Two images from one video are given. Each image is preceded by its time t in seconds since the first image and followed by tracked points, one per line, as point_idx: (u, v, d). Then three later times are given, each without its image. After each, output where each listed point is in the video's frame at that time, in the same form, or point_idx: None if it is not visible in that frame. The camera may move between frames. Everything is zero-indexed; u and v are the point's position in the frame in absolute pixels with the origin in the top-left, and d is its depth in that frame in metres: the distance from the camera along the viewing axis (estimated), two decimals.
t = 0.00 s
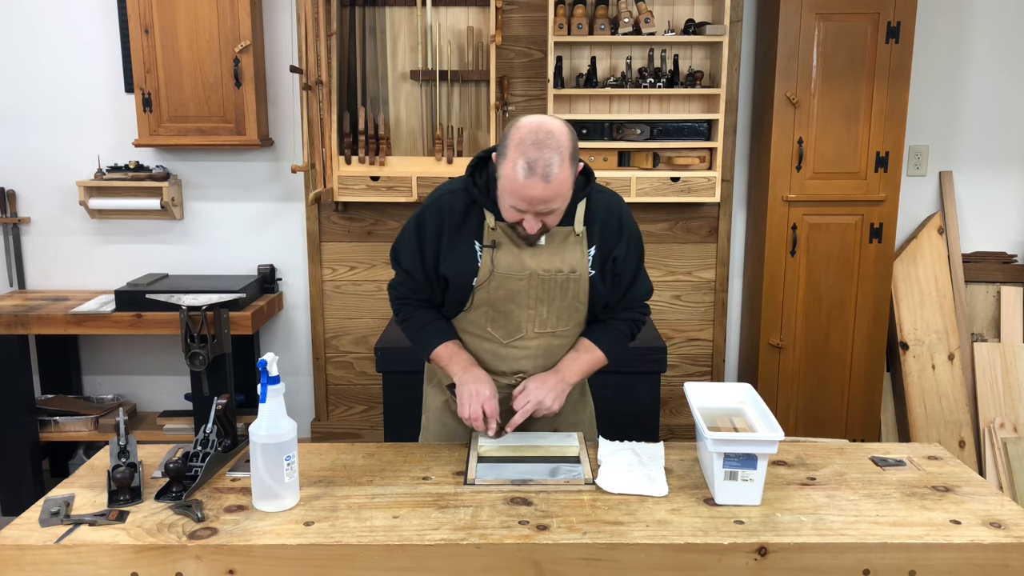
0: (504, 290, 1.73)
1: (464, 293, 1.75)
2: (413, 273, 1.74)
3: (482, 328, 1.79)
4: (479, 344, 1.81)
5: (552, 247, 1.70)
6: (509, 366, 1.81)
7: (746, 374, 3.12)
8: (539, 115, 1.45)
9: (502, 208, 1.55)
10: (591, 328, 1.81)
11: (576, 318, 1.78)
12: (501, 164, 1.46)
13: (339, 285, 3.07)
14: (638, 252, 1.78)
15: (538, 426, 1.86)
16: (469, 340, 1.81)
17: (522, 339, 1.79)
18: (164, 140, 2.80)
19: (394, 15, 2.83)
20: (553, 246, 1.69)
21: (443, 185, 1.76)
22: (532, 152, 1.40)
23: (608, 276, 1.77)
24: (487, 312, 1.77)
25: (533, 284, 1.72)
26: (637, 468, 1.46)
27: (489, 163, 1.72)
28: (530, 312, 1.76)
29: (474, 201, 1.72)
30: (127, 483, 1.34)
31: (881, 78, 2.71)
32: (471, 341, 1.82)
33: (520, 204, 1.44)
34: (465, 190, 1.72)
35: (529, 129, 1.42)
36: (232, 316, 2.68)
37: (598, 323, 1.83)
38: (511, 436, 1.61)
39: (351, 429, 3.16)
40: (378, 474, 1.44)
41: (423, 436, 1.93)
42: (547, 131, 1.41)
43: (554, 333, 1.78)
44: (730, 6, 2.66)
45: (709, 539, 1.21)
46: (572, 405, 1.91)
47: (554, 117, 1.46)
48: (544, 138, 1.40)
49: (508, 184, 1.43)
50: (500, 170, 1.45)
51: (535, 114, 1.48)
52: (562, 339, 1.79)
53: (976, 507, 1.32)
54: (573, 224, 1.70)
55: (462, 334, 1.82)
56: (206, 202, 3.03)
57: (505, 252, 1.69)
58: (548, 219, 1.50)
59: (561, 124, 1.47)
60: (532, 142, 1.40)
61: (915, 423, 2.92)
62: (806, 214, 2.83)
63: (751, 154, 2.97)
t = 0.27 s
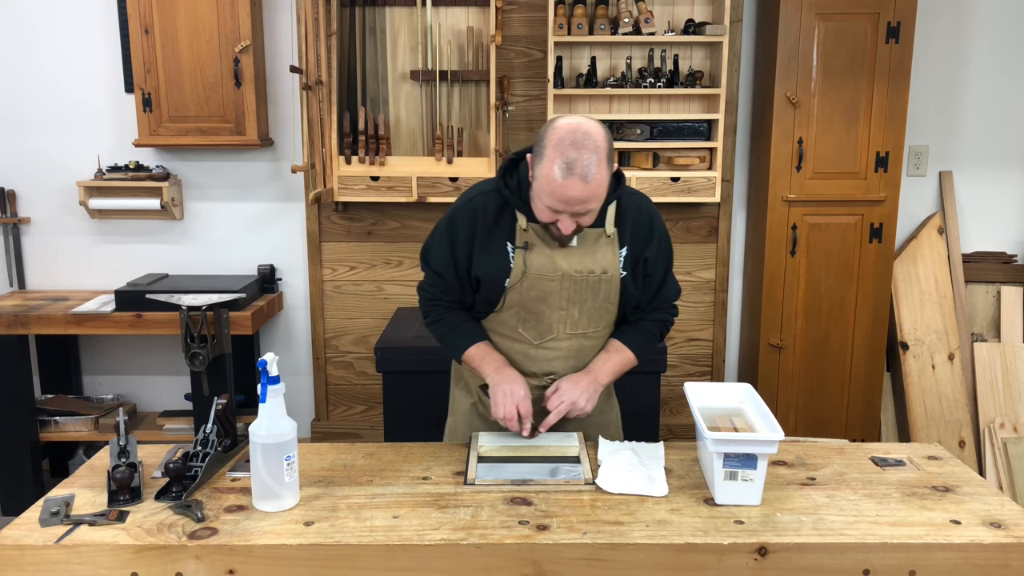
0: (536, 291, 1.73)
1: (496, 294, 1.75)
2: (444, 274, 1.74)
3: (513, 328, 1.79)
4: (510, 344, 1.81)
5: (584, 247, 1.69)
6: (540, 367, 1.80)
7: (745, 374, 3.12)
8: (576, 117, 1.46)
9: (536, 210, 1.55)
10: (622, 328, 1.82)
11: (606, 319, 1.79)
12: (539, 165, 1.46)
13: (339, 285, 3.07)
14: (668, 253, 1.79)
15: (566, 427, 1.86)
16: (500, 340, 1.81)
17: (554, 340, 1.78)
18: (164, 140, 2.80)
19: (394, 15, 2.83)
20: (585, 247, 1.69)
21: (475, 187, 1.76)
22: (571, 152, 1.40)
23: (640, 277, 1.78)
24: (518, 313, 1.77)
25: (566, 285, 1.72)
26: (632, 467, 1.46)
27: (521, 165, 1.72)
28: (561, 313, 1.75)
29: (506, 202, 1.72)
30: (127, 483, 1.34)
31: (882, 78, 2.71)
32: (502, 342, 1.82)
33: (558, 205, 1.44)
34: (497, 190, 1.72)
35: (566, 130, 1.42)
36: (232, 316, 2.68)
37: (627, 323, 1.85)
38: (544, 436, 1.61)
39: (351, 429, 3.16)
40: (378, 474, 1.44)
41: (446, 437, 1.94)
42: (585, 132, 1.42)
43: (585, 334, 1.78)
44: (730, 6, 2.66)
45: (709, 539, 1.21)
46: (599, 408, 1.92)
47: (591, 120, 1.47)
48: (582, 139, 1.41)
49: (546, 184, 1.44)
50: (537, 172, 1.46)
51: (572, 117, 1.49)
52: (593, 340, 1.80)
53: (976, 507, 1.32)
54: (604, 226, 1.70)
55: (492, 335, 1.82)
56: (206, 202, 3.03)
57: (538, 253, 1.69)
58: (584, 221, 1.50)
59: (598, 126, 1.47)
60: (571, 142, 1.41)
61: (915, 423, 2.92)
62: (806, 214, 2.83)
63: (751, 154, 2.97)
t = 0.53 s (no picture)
0: (557, 292, 1.73)
1: (517, 294, 1.75)
2: (465, 275, 1.73)
3: (532, 329, 1.78)
4: (529, 345, 1.80)
5: (605, 248, 1.70)
6: (559, 367, 1.80)
7: (745, 374, 3.12)
8: (605, 119, 1.46)
9: (560, 211, 1.55)
10: (639, 329, 1.83)
11: (625, 319, 1.79)
12: (567, 165, 1.45)
13: (339, 285, 3.07)
14: (685, 254, 1.80)
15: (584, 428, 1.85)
16: (519, 341, 1.81)
17: (573, 340, 1.78)
18: (164, 140, 2.80)
19: (394, 15, 2.83)
20: (606, 247, 1.70)
21: (494, 187, 1.76)
22: (600, 153, 1.40)
23: (659, 277, 1.78)
24: (538, 313, 1.76)
25: (587, 285, 1.72)
26: (632, 467, 1.46)
27: (541, 165, 1.72)
28: (582, 314, 1.75)
29: (527, 202, 1.72)
30: (127, 483, 1.34)
31: (882, 78, 2.71)
32: (520, 342, 1.81)
33: (585, 206, 1.44)
34: (518, 191, 1.72)
35: (595, 131, 1.42)
36: (232, 316, 2.68)
37: (644, 323, 1.86)
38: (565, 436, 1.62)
39: (351, 429, 3.16)
40: (378, 474, 1.44)
41: (458, 437, 1.93)
42: (614, 134, 1.42)
43: (604, 334, 1.79)
44: (730, 6, 2.66)
45: (709, 539, 1.21)
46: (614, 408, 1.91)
47: (619, 121, 1.46)
48: (611, 140, 1.41)
49: (574, 185, 1.43)
50: (565, 172, 1.45)
51: (600, 118, 1.48)
52: (612, 340, 1.80)
53: (976, 507, 1.32)
54: (624, 227, 1.71)
55: (511, 335, 1.82)
56: (206, 202, 3.03)
57: (559, 253, 1.69)
58: (608, 221, 1.50)
59: (626, 126, 1.47)
60: (600, 144, 1.40)
61: (915, 423, 2.92)
62: (806, 214, 2.83)
63: (751, 154, 2.97)
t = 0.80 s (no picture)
0: (541, 290, 1.72)
1: (500, 293, 1.75)
2: (449, 274, 1.73)
3: (516, 328, 1.78)
4: (513, 344, 1.80)
5: (588, 246, 1.69)
6: (544, 366, 1.80)
7: (745, 374, 3.12)
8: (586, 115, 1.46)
9: (543, 208, 1.55)
10: (623, 326, 1.83)
11: (609, 317, 1.79)
12: (548, 163, 1.45)
13: (339, 285, 3.07)
14: (669, 251, 1.80)
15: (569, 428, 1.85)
16: (503, 340, 1.81)
17: (557, 339, 1.78)
18: (164, 140, 2.80)
19: (394, 15, 2.83)
20: (589, 245, 1.69)
21: (477, 186, 1.75)
22: (581, 150, 1.40)
23: (642, 275, 1.79)
24: (522, 312, 1.76)
25: (570, 283, 1.71)
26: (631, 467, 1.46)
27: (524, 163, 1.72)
28: (565, 312, 1.75)
29: (510, 200, 1.71)
30: (127, 483, 1.34)
31: (882, 78, 2.71)
32: (505, 341, 1.81)
33: (566, 203, 1.44)
34: (501, 189, 1.72)
35: (576, 128, 1.42)
36: (232, 316, 2.68)
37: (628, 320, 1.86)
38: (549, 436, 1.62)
39: (351, 429, 3.16)
40: (378, 474, 1.44)
41: (447, 437, 1.94)
42: (595, 130, 1.42)
43: (588, 332, 1.78)
44: (730, 6, 2.66)
45: (709, 539, 1.21)
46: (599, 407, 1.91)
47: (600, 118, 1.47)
48: (592, 137, 1.41)
49: (555, 182, 1.43)
50: (546, 169, 1.45)
51: (581, 114, 1.48)
52: (596, 338, 1.80)
53: (976, 507, 1.32)
54: (607, 224, 1.70)
55: (495, 334, 1.81)
56: (206, 202, 3.03)
57: (542, 252, 1.69)
58: (590, 218, 1.50)
59: (607, 124, 1.47)
60: (581, 141, 1.40)
61: (915, 423, 2.92)
62: (806, 214, 2.83)
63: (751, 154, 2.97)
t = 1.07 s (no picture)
0: (508, 290, 1.73)
1: (468, 292, 1.75)
2: (417, 274, 1.73)
3: (485, 327, 1.79)
4: (483, 343, 1.81)
5: (556, 245, 1.69)
6: (513, 365, 1.81)
7: (746, 374, 3.12)
8: (548, 113, 1.46)
9: (508, 208, 1.55)
10: (595, 325, 1.82)
11: (579, 317, 1.79)
12: (510, 162, 1.46)
13: (339, 285, 3.07)
14: (640, 250, 1.79)
15: (539, 427, 1.86)
16: (473, 339, 1.82)
17: (525, 338, 1.79)
18: (164, 140, 2.80)
19: (394, 15, 2.83)
20: (557, 245, 1.69)
21: (446, 185, 1.75)
22: (540, 149, 1.40)
23: (612, 275, 1.78)
24: (491, 312, 1.77)
25: (538, 283, 1.72)
26: (637, 467, 1.46)
27: (493, 162, 1.71)
28: (534, 311, 1.76)
29: (478, 200, 1.71)
30: (127, 483, 1.34)
31: (881, 78, 2.71)
32: (474, 341, 1.82)
33: (528, 202, 1.44)
34: (470, 189, 1.72)
35: (537, 127, 1.42)
36: (232, 316, 2.68)
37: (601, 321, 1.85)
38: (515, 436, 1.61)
39: (351, 429, 3.16)
40: (378, 474, 1.44)
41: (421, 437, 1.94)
42: (555, 129, 1.42)
43: (557, 332, 1.79)
44: (730, 6, 2.66)
45: (709, 539, 1.21)
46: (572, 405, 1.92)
47: (562, 116, 1.47)
48: (551, 135, 1.41)
49: (517, 181, 1.43)
50: (507, 169, 1.45)
51: (544, 113, 1.48)
52: (565, 337, 1.81)
53: (976, 507, 1.32)
54: (576, 223, 1.70)
55: (465, 334, 1.82)
56: (206, 202, 3.03)
57: (510, 251, 1.69)
58: (555, 217, 1.49)
59: (569, 122, 1.47)
60: (541, 139, 1.40)
61: (915, 423, 2.92)
62: (806, 214, 2.83)
63: (751, 154, 2.97)
